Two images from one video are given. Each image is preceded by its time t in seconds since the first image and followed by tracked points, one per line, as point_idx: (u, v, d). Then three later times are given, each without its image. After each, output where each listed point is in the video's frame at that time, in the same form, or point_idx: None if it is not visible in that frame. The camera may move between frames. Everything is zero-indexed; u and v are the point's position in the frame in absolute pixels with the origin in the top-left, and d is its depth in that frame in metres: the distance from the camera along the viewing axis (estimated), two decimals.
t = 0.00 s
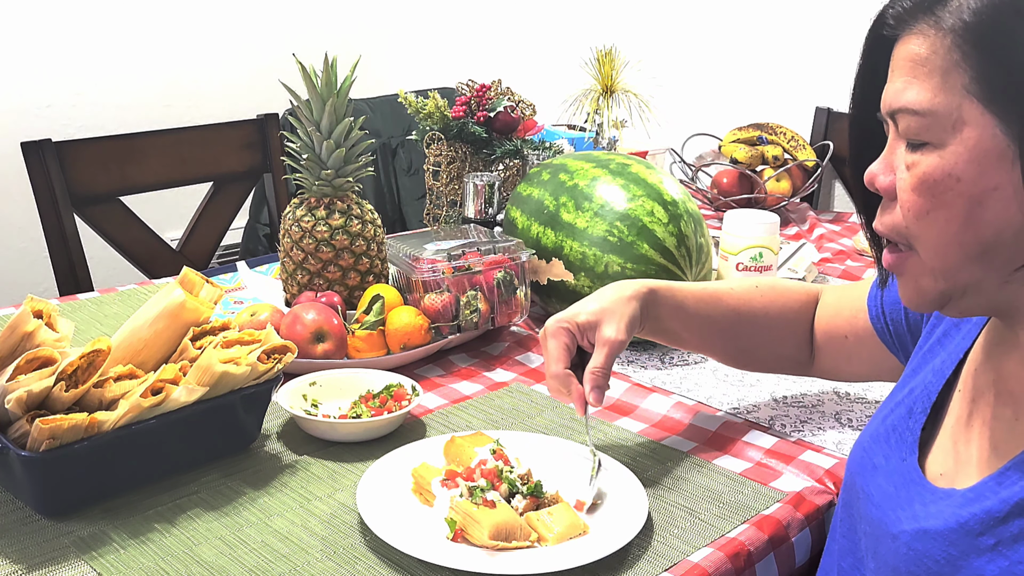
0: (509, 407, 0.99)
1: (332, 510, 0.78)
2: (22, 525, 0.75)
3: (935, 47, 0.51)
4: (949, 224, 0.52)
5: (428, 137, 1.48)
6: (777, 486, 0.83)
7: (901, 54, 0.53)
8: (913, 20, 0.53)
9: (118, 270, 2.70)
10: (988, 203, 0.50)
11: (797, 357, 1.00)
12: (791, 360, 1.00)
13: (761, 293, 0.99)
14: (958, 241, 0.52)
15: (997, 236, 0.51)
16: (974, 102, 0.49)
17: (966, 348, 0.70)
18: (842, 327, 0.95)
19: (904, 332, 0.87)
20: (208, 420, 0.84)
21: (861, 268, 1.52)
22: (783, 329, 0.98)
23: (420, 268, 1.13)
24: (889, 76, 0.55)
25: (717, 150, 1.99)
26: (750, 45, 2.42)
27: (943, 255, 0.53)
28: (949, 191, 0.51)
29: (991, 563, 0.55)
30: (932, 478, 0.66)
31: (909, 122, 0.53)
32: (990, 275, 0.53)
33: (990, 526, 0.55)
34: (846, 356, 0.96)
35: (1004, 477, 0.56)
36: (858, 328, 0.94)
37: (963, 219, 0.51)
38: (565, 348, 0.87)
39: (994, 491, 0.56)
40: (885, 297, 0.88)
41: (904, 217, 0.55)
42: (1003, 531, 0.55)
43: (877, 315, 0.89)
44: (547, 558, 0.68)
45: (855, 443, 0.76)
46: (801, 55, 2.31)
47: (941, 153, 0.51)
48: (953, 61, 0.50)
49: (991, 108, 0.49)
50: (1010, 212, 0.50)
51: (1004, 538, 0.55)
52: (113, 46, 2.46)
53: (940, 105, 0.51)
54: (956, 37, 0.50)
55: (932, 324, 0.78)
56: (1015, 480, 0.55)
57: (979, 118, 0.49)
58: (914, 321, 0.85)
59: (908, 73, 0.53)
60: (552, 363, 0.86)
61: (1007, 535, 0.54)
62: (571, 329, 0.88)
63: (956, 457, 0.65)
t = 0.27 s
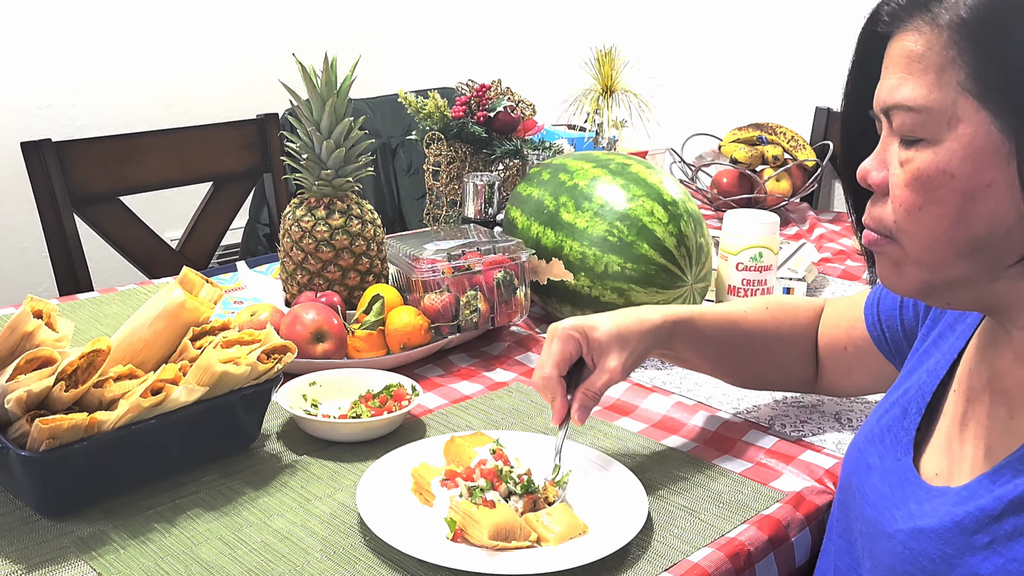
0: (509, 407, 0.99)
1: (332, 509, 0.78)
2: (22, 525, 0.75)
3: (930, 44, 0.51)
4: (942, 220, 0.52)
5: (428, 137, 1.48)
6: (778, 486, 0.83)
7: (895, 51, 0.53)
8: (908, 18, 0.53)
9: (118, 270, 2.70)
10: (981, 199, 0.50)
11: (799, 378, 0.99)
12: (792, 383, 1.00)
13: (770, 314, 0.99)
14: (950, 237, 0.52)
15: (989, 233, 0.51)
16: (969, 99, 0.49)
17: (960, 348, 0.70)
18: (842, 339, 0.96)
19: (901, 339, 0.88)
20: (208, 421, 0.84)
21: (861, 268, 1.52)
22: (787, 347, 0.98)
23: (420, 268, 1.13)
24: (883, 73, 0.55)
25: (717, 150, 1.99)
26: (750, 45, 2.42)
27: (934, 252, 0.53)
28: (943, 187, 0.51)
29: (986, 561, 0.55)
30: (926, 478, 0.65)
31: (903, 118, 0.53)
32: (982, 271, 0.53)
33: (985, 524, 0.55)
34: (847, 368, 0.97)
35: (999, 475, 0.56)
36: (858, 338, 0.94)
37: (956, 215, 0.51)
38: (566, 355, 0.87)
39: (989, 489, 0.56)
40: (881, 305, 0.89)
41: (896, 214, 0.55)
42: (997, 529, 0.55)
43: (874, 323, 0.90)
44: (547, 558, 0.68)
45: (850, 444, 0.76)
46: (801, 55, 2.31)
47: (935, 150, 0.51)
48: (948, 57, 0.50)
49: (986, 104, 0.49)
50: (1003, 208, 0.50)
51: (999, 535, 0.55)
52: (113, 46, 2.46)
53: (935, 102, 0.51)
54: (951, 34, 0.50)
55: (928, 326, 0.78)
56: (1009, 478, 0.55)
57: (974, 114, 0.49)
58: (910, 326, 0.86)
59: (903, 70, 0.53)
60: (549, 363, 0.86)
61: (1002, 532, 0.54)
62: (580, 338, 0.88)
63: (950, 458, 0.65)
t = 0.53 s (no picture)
0: (508, 407, 0.99)
1: (332, 509, 0.78)
2: (22, 525, 0.75)
3: (934, 42, 0.51)
4: (943, 218, 0.52)
5: (428, 137, 1.48)
6: (778, 486, 0.83)
7: (899, 50, 0.53)
8: (913, 16, 0.53)
9: (118, 270, 2.70)
10: (983, 199, 0.50)
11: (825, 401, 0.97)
12: (818, 408, 0.97)
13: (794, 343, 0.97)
14: (950, 236, 0.52)
15: (989, 233, 0.51)
16: (972, 98, 0.49)
17: (961, 349, 0.70)
18: (856, 354, 0.94)
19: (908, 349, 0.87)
20: (207, 421, 0.84)
21: (861, 268, 1.52)
22: (811, 372, 0.95)
23: (420, 268, 1.13)
24: (886, 71, 0.55)
25: (717, 150, 1.99)
26: (750, 45, 2.42)
27: (933, 251, 0.53)
28: (945, 186, 0.51)
29: (984, 560, 0.55)
30: (927, 478, 0.65)
31: (906, 117, 0.53)
32: (982, 270, 0.53)
33: (983, 523, 0.55)
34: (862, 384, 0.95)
35: (996, 474, 0.56)
36: (869, 353, 0.93)
37: (957, 214, 0.51)
38: (602, 378, 0.89)
39: (986, 488, 0.56)
40: (886, 317, 0.88)
41: (897, 212, 0.55)
42: (996, 528, 0.55)
43: (880, 335, 0.89)
44: (545, 558, 0.68)
45: (851, 445, 0.76)
46: (800, 55, 2.31)
47: (937, 148, 0.51)
48: (952, 56, 0.50)
49: (990, 104, 0.49)
50: (1004, 209, 0.50)
51: (997, 535, 0.55)
52: (113, 45, 2.46)
53: (938, 100, 0.51)
54: (956, 32, 0.50)
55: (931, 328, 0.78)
56: (1007, 477, 0.55)
57: (978, 113, 0.49)
58: (916, 333, 0.86)
59: (906, 68, 0.53)
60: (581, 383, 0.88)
61: (1000, 531, 0.55)
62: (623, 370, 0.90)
63: (950, 459, 0.65)
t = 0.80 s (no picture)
0: (508, 407, 0.99)
1: (331, 509, 0.78)
2: (22, 524, 0.75)
3: (946, 36, 0.51)
4: (948, 213, 0.52)
5: (428, 137, 1.48)
6: (777, 486, 0.83)
7: (911, 42, 0.53)
8: (925, 9, 0.53)
9: (118, 270, 2.70)
10: (988, 195, 0.50)
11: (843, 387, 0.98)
12: (837, 395, 0.98)
13: (804, 332, 0.98)
14: (955, 232, 0.52)
15: (994, 229, 0.51)
16: (983, 93, 0.49)
17: (965, 348, 0.70)
18: (871, 345, 0.95)
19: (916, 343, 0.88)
20: (208, 421, 0.84)
21: (861, 268, 1.52)
22: (826, 361, 0.96)
23: (420, 268, 1.13)
24: (896, 64, 0.55)
25: (717, 150, 1.99)
26: (750, 45, 2.42)
27: (936, 246, 0.53)
28: (952, 180, 0.51)
29: (987, 562, 0.55)
30: (932, 478, 0.66)
31: (916, 110, 0.53)
32: (984, 267, 0.53)
33: (986, 525, 0.55)
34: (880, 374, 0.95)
35: (1000, 476, 0.56)
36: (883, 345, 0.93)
37: (962, 210, 0.51)
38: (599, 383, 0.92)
39: (991, 491, 0.56)
40: (897, 310, 0.89)
41: (902, 205, 0.55)
42: (999, 531, 0.55)
43: (889, 328, 0.90)
44: (545, 559, 0.68)
45: (855, 442, 0.76)
46: (800, 55, 2.31)
47: (947, 142, 0.51)
48: (965, 50, 0.50)
49: (1000, 99, 0.49)
50: (1011, 205, 0.50)
51: (1000, 537, 0.55)
52: (112, 45, 2.46)
53: (949, 94, 0.51)
54: (969, 27, 0.50)
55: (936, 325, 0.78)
56: (1011, 480, 0.55)
57: (988, 108, 0.49)
58: (924, 326, 0.86)
59: (918, 61, 0.53)
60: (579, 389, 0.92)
61: (1004, 534, 0.55)
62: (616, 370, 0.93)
63: (955, 457, 0.65)
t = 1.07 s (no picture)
0: (508, 407, 0.99)
1: (331, 509, 0.78)
2: (22, 524, 0.75)
3: (945, 35, 0.51)
4: (948, 212, 0.52)
5: (428, 137, 1.48)
6: (777, 486, 0.83)
7: (909, 41, 0.53)
8: (924, 8, 0.53)
9: (118, 270, 2.70)
10: (988, 192, 0.50)
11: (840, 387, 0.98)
12: (837, 393, 0.99)
13: (802, 332, 0.99)
14: (957, 229, 0.52)
15: (995, 226, 0.51)
16: (981, 91, 0.49)
17: (958, 351, 0.70)
18: (868, 345, 0.95)
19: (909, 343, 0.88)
20: (208, 420, 0.84)
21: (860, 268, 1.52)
22: (825, 362, 0.97)
23: (420, 268, 1.13)
24: (893, 63, 0.55)
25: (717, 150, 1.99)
26: (750, 45, 2.42)
27: (941, 245, 0.53)
28: (951, 178, 0.51)
29: (996, 556, 0.55)
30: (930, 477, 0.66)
31: (913, 108, 0.52)
32: (987, 265, 0.53)
33: (996, 520, 0.56)
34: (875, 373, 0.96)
35: (1011, 473, 0.56)
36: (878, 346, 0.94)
37: (963, 206, 0.51)
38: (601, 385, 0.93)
39: (1002, 488, 0.56)
40: (890, 312, 0.89)
41: (902, 204, 0.55)
42: (1007, 524, 0.55)
43: (884, 330, 0.90)
44: (545, 559, 0.68)
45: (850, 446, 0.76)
46: (801, 54, 2.31)
47: (944, 140, 0.51)
48: (964, 48, 0.50)
49: (999, 97, 0.49)
50: (1010, 202, 0.50)
51: (1008, 530, 0.55)
52: (112, 44, 2.46)
53: (947, 92, 0.51)
54: (969, 25, 0.50)
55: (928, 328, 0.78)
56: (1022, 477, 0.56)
57: (986, 106, 0.49)
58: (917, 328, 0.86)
59: (915, 60, 0.53)
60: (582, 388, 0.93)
61: (1011, 527, 0.55)
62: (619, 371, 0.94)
63: (951, 459, 0.65)
